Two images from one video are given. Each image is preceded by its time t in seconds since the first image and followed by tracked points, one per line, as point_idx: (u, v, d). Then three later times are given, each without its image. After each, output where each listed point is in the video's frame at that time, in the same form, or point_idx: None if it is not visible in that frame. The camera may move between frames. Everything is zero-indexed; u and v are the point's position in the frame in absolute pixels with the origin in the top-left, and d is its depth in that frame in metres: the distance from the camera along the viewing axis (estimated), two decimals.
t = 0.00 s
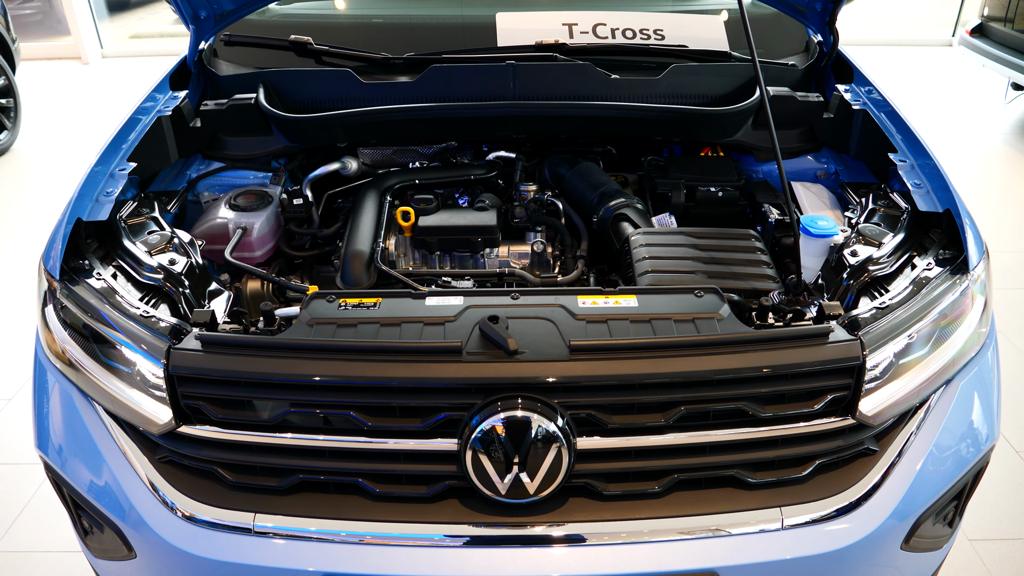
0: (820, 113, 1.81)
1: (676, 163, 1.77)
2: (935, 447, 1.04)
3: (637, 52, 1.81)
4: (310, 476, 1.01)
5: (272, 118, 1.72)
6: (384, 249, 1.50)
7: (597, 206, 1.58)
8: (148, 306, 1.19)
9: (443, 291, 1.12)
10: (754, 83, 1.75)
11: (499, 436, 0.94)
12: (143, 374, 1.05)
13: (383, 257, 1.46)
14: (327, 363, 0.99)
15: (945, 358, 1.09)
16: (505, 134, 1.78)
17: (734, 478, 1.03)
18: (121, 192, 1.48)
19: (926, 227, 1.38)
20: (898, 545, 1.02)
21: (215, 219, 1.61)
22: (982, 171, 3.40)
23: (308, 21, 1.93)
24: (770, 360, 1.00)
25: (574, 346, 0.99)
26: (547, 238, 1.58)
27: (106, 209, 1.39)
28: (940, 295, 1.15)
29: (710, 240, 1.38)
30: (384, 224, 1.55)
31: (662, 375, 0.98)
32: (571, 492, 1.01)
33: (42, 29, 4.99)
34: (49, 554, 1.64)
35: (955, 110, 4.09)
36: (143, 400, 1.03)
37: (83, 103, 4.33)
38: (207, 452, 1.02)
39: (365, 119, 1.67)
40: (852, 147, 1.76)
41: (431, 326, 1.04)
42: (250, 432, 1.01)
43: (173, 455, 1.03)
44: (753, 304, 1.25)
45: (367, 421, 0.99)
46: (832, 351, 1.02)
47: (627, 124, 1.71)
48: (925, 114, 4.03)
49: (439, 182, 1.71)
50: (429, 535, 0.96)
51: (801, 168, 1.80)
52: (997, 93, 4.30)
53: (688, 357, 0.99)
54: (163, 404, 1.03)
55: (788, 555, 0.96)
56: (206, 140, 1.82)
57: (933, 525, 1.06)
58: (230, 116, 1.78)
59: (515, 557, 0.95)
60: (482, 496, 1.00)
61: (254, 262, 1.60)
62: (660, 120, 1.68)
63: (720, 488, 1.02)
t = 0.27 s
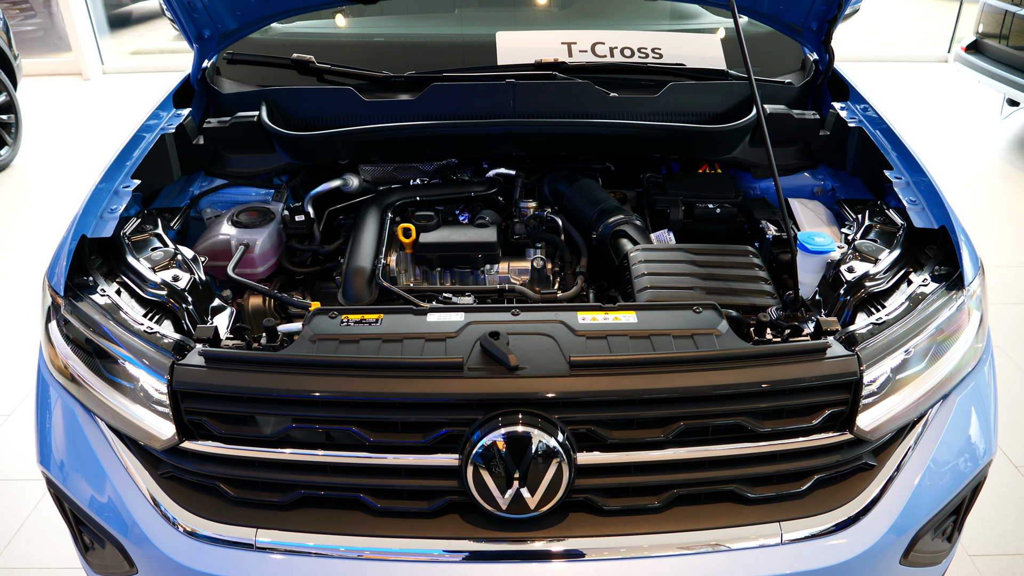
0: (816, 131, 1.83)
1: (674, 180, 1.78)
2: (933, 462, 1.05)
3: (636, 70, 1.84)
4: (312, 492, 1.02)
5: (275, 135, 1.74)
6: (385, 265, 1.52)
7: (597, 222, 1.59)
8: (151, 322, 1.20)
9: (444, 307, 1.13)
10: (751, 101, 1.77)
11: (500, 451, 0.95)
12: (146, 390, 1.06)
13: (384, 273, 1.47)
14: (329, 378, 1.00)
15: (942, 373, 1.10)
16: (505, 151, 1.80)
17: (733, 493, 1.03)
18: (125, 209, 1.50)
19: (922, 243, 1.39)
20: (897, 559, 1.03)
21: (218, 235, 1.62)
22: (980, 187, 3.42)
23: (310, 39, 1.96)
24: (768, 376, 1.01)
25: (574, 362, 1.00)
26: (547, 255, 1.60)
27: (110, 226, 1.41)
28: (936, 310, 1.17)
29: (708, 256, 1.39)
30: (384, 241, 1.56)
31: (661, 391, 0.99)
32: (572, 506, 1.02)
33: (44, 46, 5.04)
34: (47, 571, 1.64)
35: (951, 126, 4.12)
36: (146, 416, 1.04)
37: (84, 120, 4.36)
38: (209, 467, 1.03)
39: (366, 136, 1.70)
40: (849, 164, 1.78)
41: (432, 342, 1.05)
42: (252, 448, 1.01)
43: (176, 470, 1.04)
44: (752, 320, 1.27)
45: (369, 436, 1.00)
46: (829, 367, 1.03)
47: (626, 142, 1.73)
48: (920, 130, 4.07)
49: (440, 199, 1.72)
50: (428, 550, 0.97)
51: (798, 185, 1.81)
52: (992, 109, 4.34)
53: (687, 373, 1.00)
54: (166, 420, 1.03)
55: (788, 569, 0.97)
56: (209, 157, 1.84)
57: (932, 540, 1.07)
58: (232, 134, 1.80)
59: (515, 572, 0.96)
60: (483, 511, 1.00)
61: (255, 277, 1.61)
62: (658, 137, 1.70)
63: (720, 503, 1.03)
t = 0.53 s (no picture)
0: (813, 149, 1.85)
1: (672, 198, 1.80)
2: (931, 478, 1.05)
3: (634, 89, 1.86)
4: (314, 508, 1.02)
5: (277, 153, 1.76)
6: (386, 282, 1.53)
7: (596, 240, 1.61)
8: (154, 339, 1.21)
9: (445, 324, 1.14)
10: (748, 120, 1.80)
11: (501, 467, 0.95)
12: (149, 406, 1.07)
13: (385, 290, 1.48)
14: (331, 395, 1.00)
15: (939, 390, 1.11)
16: (504, 169, 1.81)
17: (732, 509, 1.04)
18: (129, 227, 1.52)
19: (918, 260, 1.40)
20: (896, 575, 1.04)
21: (220, 252, 1.63)
22: (977, 202, 3.45)
23: (313, 59, 1.98)
24: (767, 392, 1.02)
25: (574, 379, 1.01)
26: (546, 272, 1.61)
27: (114, 243, 1.42)
28: (932, 327, 1.18)
29: (706, 273, 1.40)
30: (385, 259, 1.57)
31: (660, 408, 0.99)
32: (572, 523, 1.02)
33: (46, 63, 5.08)
34: None
35: (947, 143, 4.16)
36: (149, 432, 1.05)
37: (84, 137, 4.39)
38: (212, 483, 1.03)
39: (367, 155, 1.72)
40: (845, 182, 1.80)
41: (433, 359, 1.06)
42: (254, 464, 1.02)
43: (178, 487, 1.04)
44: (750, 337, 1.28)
45: (371, 453, 1.00)
46: (826, 384, 1.04)
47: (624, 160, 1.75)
48: (916, 146, 4.10)
49: (441, 217, 1.74)
50: (426, 567, 0.98)
51: (794, 203, 1.85)
52: (988, 126, 4.37)
53: (686, 389, 1.01)
54: (169, 436, 1.04)
55: None
56: (212, 175, 1.86)
57: (930, 555, 1.08)
58: (235, 153, 1.82)
59: None
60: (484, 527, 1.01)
61: (257, 294, 1.62)
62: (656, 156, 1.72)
63: (720, 519, 1.03)
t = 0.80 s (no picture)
0: (809, 167, 1.87)
1: (670, 216, 1.82)
2: (928, 494, 1.06)
3: (632, 109, 1.89)
4: (315, 526, 1.03)
5: (278, 171, 1.78)
6: (387, 300, 1.54)
7: (594, 258, 1.62)
8: (157, 357, 1.22)
9: (446, 341, 1.15)
10: (745, 140, 1.82)
11: (502, 484, 0.96)
12: (150, 424, 1.07)
13: (386, 307, 1.50)
14: (333, 412, 1.01)
15: (936, 406, 1.12)
16: (504, 188, 1.83)
17: (731, 525, 1.05)
18: (132, 245, 1.53)
19: (913, 278, 1.42)
20: None
21: (222, 270, 1.65)
22: (973, 219, 3.48)
23: (315, 79, 2.01)
24: (765, 409, 1.03)
25: (573, 396, 1.02)
26: (546, 290, 1.62)
27: (117, 261, 1.44)
28: (928, 344, 1.19)
29: (704, 291, 1.42)
30: (386, 277, 1.58)
31: (659, 425, 1.00)
32: (572, 539, 1.03)
33: (47, 81, 5.12)
34: None
35: (942, 160, 4.20)
36: (151, 449, 1.05)
37: (85, 154, 4.42)
38: (213, 501, 1.04)
39: (368, 173, 1.74)
40: (841, 201, 1.82)
41: (434, 376, 1.07)
42: (255, 481, 1.03)
43: (179, 504, 1.05)
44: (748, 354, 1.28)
45: (372, 470, 1.01)
46: (824, 401, 1.04)
47: (623, 179, 1.77)
48: (911, 164, 4.14)
49: (441, 235, 1.75)
50: None
51: (791, 221, 1.85)
52: (983, 144, 4.41)
53: (685, 407, 1.02)
54: (171, 453, 1.05)
55: None
56: (214, 194, 1.87)
57: (929, 571, 1.09)
58: (237, 171, 1.84)
59: None
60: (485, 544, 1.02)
61: (259, 312, 1.63)
62: (653, 175, 1.75)
63: (719, 535, 1.04)
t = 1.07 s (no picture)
0: (805, 186, 1.89)
1: (668, 235, 1.83)
2: (927, 511, 1.07)
3: (630, 128, 1.91)
4: (316, 543, 1.03)
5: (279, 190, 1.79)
6: (387, 318, 1.55)
7: (592, 276, 1.64)
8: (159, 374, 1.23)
9: (446, 360, 1.16)
10: (741, 159, 1.84)
11: (502, 502, 0.97)
12: (152, 442, 1.08)
13: (387, 325, 1.51)
14: (334, 430, 1.02)
15: (932, 424, 1.13)
16: (503, 207, 1.85)
17: (730, 543, 1.05)
18: (135, 263, 1.54)
19: (909, 295, 1.43)
20: None
21: (223, 288, 1.66)
22: (969, 237, 3.50)
23: (316, 99, 2.03)
24: (764, 426, 1.03)
25: (573, 414, 1.03)
26: (545, 307, 1.63)
27: (120, 279, 1.45)
28: (925, 361, 1.20)
29: (702, 308, 1.43)
30: (387, 295, 1.60)
31: (658, 442, 1.01)
32: (572, 557, 1.04)
33: (49, 99, 5.17)
34: None
35: (937, 178, 4.23)
36: (152, 467, 1.06)
37: (87, 172, 4.45)
38: (214, 518, 1.04)
39: (369, 192, 1.76)
40: (837, 219, 1.84)
41: (434, 394, 1.07)
42: (256, 499, 1.03)
43: (179, 521, 1.05)
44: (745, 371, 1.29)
45: (372, 487, 1.02)
46: (821, 418, 1.05)
47: (621, 197, 1.78)
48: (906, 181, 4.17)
49: (441, 253, 1.77)
50: None
51: (788, 240, 1.87)
52: (979, 162, 4.45)
53: (683, 424, 1.03)
54: (172, 471, 1.05)
55: None
56: (215, 213, 1.89)
57: None
58: (239, 191, 1.86)
59: None
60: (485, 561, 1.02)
61: (260, 329, 1.64)
62: (651, 194, 1.77)
63: (718, 552, 1.05)
